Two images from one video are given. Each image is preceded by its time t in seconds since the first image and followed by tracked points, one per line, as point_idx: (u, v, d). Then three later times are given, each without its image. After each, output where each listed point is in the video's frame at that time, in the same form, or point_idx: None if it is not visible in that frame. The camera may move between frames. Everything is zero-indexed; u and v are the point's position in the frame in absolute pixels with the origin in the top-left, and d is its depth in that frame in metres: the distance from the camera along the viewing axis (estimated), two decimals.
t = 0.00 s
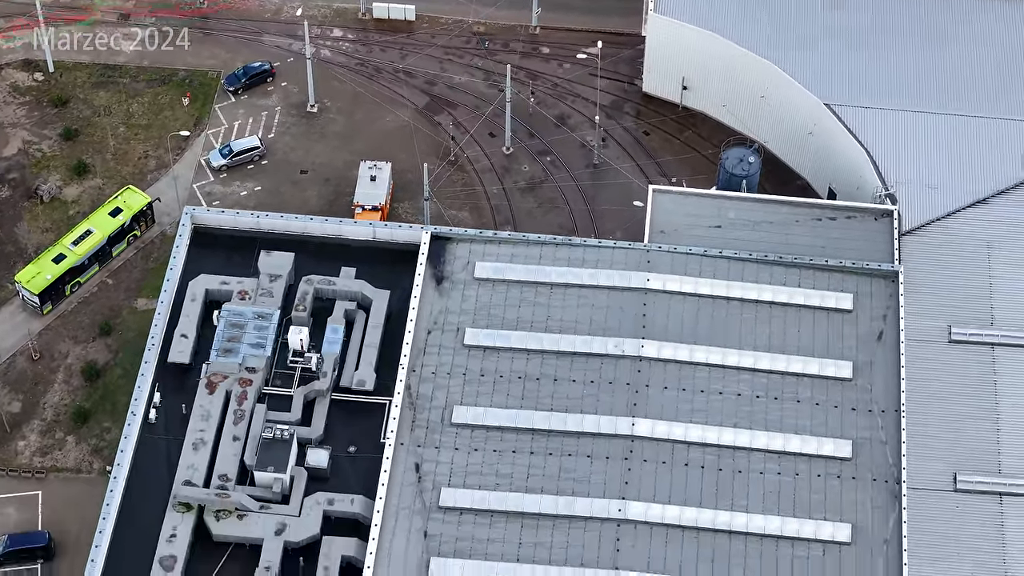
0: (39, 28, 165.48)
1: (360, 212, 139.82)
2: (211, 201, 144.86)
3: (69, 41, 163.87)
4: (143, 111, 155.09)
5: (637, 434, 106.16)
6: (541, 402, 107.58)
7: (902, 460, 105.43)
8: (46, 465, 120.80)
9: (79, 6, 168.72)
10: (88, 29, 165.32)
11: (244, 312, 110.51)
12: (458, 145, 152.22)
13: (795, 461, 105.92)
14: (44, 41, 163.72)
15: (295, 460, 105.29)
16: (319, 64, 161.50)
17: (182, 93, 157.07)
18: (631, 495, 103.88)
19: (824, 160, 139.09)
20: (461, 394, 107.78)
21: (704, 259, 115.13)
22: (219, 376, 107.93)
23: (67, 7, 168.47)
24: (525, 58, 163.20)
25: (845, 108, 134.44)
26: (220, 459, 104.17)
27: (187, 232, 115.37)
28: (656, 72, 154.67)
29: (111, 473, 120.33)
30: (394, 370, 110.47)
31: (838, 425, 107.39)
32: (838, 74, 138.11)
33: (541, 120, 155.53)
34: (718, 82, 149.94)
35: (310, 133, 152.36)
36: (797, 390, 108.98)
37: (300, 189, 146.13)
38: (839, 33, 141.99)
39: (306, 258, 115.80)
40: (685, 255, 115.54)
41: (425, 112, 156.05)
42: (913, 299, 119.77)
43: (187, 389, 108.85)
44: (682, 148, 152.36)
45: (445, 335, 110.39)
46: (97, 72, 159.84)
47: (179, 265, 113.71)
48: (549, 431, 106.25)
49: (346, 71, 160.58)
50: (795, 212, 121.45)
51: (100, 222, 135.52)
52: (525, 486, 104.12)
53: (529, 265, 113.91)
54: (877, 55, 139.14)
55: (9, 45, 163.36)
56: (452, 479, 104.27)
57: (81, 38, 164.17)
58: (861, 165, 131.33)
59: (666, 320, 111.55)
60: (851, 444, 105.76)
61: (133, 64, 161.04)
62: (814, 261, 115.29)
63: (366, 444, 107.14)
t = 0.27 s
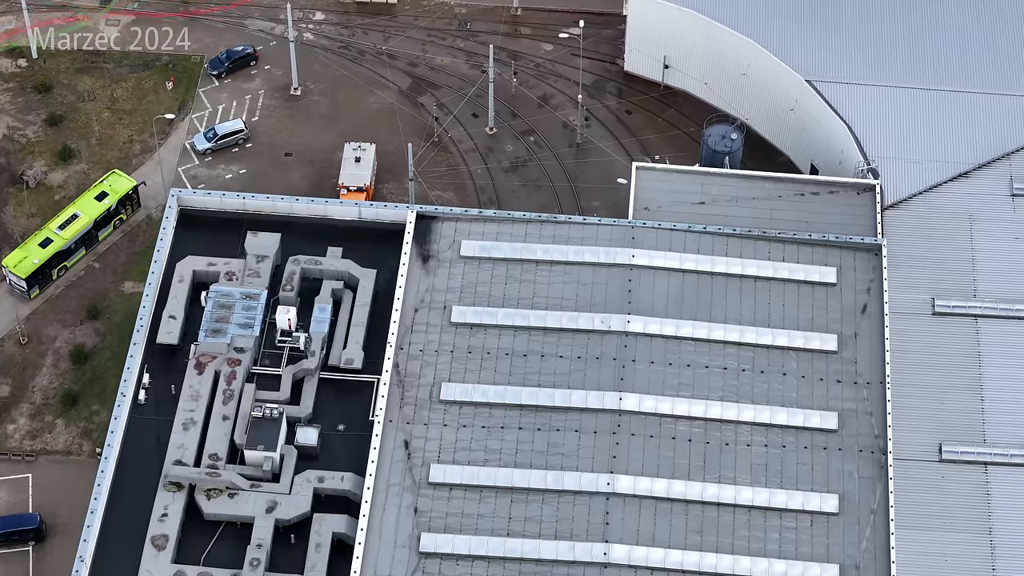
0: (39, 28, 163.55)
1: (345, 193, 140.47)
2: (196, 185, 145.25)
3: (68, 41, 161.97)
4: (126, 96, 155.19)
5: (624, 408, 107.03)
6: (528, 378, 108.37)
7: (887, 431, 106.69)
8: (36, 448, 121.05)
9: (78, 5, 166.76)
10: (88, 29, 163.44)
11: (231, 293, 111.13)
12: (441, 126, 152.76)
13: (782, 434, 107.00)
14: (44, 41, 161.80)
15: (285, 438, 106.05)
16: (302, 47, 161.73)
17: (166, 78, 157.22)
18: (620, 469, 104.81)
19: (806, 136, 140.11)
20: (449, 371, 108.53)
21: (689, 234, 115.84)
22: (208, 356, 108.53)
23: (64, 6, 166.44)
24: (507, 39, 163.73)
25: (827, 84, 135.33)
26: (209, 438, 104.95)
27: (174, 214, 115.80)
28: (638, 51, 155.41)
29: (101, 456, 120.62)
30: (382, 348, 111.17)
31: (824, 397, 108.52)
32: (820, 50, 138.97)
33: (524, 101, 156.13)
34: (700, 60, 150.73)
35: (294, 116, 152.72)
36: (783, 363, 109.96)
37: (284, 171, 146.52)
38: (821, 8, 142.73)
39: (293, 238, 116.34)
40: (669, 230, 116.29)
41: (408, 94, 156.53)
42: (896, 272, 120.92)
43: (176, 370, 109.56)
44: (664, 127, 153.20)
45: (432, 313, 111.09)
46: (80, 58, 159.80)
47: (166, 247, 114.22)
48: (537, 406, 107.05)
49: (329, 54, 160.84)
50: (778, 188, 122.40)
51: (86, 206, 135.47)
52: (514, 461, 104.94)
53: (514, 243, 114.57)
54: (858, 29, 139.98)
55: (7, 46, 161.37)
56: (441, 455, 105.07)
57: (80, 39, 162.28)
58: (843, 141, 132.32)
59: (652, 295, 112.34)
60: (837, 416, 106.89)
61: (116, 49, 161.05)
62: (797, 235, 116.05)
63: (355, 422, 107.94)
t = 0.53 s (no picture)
0: (39, 29, 161.75)
1: (330, 175, 141.07)
2: (181, 169, 145.56)
3: (68, 41, 160.17)
4: (110, 82, 155.28)
5: (611, 384, 107.83)
6: (515, 355, 109.15)
7: (872, 403, 107.76)
8: (25, 433, 121.17)
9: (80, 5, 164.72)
10: (87, 30, 161.42)
11: (218, 274, 111.73)
12: (425, 108, 153.28)
13: (768, 407, 107.99)
14: (44, 43, 159.93)
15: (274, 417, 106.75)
16: (285, 31, 161.94)
17: (149, 63, 157.34)
18: (607, 444, 105.66)
19: (788, 114, 141.16)
20: (437, 349, 109.26)
21: (673, 211, 116.55)
22: (196, 337, 109.22)
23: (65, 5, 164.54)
24: (489, 21, 164.27)
25: (808, 61, 136.28)
26: (199, 418, 105.70)
27: (160, 197, 116.24)
28: (619, 31, 156.23)
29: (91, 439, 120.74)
30: (370, 328, 111.85)
31: (809, 370, 109.53)
32: (800, 27, 139.90)
33: (507, 82, 156.75)
34: (681, 39, 151.57)
35: (278, 99, 153.03)
36: (768, 338, 110.85)
37: (269, 154, 146.87)
38: None
39: (279, 219, 116.88)
40: (653, 208, 117.06)
41: (391, 76, 156.97)
42: (878, 247, 122.03)
43: (165, 351, 110.30)
44: (646, 106, 154.04)
45: (419, 292, 111.77)
46: (64, 45, 159.75)
47: (153, 230, 114.72)
48: (524, 383, 107.82)
49: (312, 38, 161.09)
50: (760, 164, 123.34)
51: (72, 191, 135.60)
52: (502, 437, 105.75)
53: (499, 222, 115.24)
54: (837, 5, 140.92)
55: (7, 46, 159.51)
56: (430, 433, 105.82)
57: (80, 40, 160.26)
58: (824, 117, 133.36)
59: (637, 272, 113.16)
60: (822, 388, 107.92)
61: (99, 36, 161.01)
62: (781, 211, 116.88)
63: (343, 401, 108.67)
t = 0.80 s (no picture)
0: (39, 28, 160.01)
1: (317, 157, 141.66)
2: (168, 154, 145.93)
3: (68, 41, 158.37)
4: (96, 68, 155.53)
5: (600, 360, 108.55)
6: (504, 333, 109.86)
7: (859, 376, 108.71)
8: (16, 416, 121.48)
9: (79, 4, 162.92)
10: (87, 29, 159.81)
11: (207, 256, 112.29)
12: (410, 91, 153.75)
13: (756, 382, 108.89)
14: (44, 42, 158.23)
15: (264, 397, 107.47)
16: (269, 16, 162.06)
17: (135, 49, 157.46)
18: (597, 420, 106.39)
19: (771, 92, 142.14)
20: (425, 327, 109.92)
21: (658, 189, 117.25)
22: (186, 319, 109.89)
23: (63, 5, 162.67)
24: (473, 4, 164.66)
25: (791, 40, 137.13)
26: (190, 399, 106.44)
27: (148, 181, 116.63)
28: (603, 12, 156.92)
29: (82, 421, 121.09)
30: (359, 307, 112.45)
31: (796, 345, 110.43)
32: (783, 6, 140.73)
33: (491, 64, 157.24)
34: (664, 19, 152.31)
35: (263, 84, 153.27)
36: (755, 313, 111.67)
37: (255, 138, 147.26)
38: None
39: (267, 201, 117.35)
40: (639, 186, 117.77)
41: (376, 59, 157.35)
42: (862, 222, 123.06)
43: (155, 333, 111.01)
44: (630, 87, 154.77)
45: (407, 272, 112.37)
46: (49, 31, 159.70)
47: (141, 213, 115.18)
48: (513, 360, 108.54)
49: (296, 22, 161.23)
50: (745, 142, 124.17)
51: (60, 176, 135.83)
52: (492, 414, 106.45)
53: (486, 201, 115.84)
54: None
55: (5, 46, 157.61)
56: (420, 410, 106.50)
57: (80, 39, 158.61)
58: (808, 95, 134.36)
59: (623, 249, 113.89)
60: (809, 362, 108.86)
61: (84, 22, 160.99)
62: (766, 188, 117.69)
63: (333, 381, 109.31)
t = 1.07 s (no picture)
0: (38, 28, 158.72)
1: (310, 140, 142.18)
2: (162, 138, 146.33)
3: (68, 41, 157.04)
4: (89, 53, 155.73)
5: (593, 337, 109.17)
6: (498, 311, 110.49)
7: (851, 351, 109.52)
8: (12, 399, 121.78)
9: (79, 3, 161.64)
10: (87, 28, 158.56)
11: (202, 238, 112.84)
12: (401, 74, 154.20)
13: (750, 358, 109.62)
14: (43, 42, 156.96)
15: (260, 377, 108.08)
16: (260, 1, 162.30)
17: (127, 34, 157.69)
18: (591, 397, 107.01)
19: (761, 72, 142.91)
20: (420, 307, 110.52)
21: (650, 168, 118.00)
22: (182, 300, 110.53)
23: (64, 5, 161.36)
24: None
25: (780, 19, 137.76)
26: (186, 379, 107.17)
27: (142, 163, 117.08)
28: None
29: (79, 404, 121.44)
30: (354, 287, 113.00)
31: (788, 321, 111.15)
32: None
33: (483, 47, 157.71)
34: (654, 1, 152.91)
35: (256, 68, 153.59)
36: (747, 291, 112.36)
37: (248, 122, 147.66)
38: None
39: (261, 182, 117.83)
40: (631, 165, 118.44)
41: (367, 43, 157.74)
42: (853, 200, 123.88)
43: (151, 315, 111.67)
44: (621, 68, 155.37)
45: (401, 252, 112.94)
46: (41, 17, 159.86)
47: (136, 196, 115.66)
48: (507, 338, 109.18)
49: (287, 7, 161.47)
50: (736, 121, 124.92)
51: (54, 160, 135.92)
52: (486, 391, 107.09)
53: (479, 181, 116.37)
54: None
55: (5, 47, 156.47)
56: (415, 389, 107.11)
57: (80, 39, 157.32)
58: (797, 74, 135.09)
59: (616, 227, 114.51)
60: (802, 338, 109.60)
61: (77, 8, 161.14)
62: (757, 166, 118.41)
63: (329, 360, 109.91)
